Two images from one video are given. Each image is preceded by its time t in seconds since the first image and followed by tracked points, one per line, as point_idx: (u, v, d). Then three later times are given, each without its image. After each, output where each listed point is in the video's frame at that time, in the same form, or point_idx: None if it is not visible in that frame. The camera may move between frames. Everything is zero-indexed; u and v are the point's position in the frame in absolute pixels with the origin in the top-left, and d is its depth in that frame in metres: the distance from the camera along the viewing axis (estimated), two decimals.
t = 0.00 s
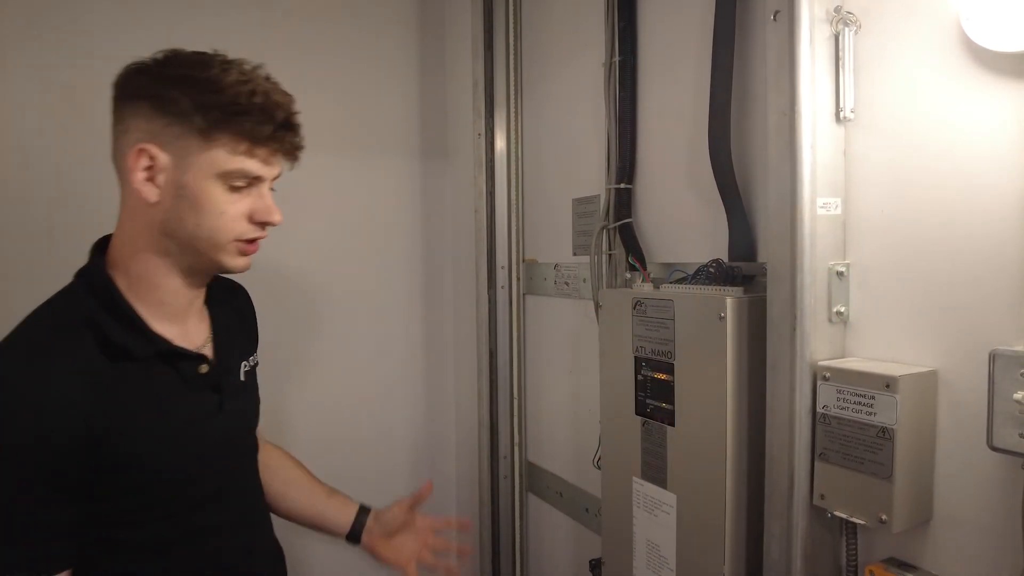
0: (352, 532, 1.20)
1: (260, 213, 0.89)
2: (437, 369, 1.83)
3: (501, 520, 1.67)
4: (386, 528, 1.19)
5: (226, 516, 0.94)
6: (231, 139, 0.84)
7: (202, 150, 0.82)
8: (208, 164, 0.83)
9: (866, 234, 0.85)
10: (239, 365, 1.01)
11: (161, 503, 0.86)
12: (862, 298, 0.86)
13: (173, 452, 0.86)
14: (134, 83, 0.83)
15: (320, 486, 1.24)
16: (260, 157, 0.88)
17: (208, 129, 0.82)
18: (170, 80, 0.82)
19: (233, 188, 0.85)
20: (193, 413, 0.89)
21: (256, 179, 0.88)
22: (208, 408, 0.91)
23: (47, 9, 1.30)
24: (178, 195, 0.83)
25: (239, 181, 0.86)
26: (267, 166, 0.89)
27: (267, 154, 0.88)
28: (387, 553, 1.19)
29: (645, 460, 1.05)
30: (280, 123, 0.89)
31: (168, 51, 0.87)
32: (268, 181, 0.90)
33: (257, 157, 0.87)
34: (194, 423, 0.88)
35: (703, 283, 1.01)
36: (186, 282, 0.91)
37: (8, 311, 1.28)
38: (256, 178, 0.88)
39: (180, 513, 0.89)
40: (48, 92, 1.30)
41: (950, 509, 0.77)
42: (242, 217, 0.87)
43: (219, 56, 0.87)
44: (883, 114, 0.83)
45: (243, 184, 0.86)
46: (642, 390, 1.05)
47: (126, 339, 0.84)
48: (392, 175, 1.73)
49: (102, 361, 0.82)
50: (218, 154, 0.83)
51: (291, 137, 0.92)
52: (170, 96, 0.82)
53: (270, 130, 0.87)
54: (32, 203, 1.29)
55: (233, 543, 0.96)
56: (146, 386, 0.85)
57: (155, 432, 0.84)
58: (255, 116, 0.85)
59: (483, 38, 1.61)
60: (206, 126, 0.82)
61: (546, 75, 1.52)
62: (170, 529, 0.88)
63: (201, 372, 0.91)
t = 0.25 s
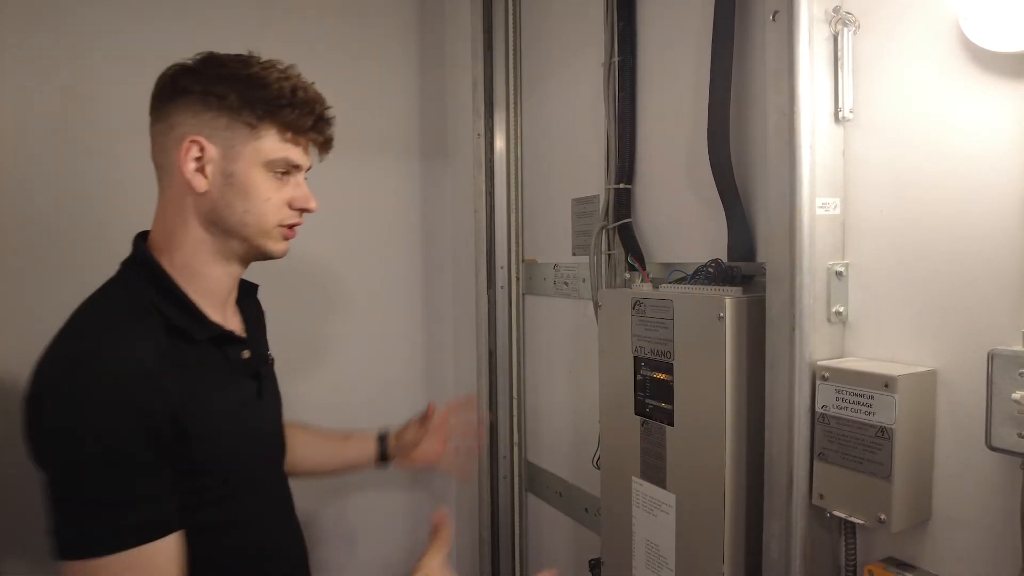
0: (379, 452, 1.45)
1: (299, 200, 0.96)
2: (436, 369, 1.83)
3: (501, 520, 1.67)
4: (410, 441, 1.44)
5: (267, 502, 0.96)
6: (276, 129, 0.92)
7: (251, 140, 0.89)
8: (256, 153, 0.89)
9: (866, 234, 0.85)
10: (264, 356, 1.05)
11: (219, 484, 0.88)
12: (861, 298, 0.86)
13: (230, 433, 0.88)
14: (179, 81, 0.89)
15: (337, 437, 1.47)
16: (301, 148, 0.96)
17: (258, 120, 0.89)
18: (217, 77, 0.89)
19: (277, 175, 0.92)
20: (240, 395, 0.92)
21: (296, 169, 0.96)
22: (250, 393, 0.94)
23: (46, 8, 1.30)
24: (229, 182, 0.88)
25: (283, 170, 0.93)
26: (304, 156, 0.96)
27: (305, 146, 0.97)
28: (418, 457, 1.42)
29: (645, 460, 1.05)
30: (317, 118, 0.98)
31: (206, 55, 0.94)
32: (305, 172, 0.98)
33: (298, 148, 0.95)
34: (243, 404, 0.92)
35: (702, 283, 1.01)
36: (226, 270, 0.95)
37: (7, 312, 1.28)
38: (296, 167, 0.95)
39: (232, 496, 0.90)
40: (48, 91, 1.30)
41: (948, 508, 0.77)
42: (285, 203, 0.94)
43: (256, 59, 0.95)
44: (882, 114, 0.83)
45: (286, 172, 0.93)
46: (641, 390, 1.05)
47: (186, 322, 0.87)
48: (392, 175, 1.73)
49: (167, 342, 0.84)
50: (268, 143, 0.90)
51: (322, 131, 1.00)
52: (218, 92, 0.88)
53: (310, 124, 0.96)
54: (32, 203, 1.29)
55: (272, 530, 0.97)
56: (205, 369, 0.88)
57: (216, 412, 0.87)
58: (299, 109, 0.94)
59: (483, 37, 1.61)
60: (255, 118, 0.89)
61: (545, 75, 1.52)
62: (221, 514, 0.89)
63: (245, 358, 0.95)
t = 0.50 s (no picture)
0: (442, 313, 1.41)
1: (324, 198, 0.98)
2: (436, 369, 1.83)
3: (501, 520, 1.67)
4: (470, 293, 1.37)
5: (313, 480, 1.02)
6: (304, 130, 0.93)
7: (280, 140, 0.90)
8: (285, 153, 0.91)
9: (865, 234, 0.85)
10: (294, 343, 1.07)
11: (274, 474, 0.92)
12: (861, 297, 0.86)
13: (279, 424, 0.92)
14: (206, 83, 0.90)
15: (393, 321, 1.45)
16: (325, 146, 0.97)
17: (286, 121, 0.90)
18: (245, 78, 0.90)
19: (304, 175, 0.94)
20: (283, 386, 0.94)
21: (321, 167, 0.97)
22: (289, 382, 0.96)
23: (46, 8, 1.30)
24: (261, 183, 0.90)
25: (310, 169, 0.94)
26: (328, 155, 0.98)
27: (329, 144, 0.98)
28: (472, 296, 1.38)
29: (644, 460, 1.06)
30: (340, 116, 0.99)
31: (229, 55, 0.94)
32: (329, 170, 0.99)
33: (323, 146, 0.96)
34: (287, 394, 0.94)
35: (702, 283, 1.01)
36: (258, 267, 0.97)
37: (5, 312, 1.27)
38: (321, 166, 0.97)
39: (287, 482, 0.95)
40: (47, 91, 1.30)
41: (948, 508, 0.78)
42: (313, 201, 0.96)
43: (278, 59, 0.96)
44: (881, 114, 0.83)
45: (312, 171, 0.95)
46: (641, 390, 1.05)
47: (230, 323, 0.88)
48: (392, 175, 1.73)
49: (215, 344, 0.86)
50: (296, 143, 0.92)
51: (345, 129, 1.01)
52: (246, 94, 0.89)
53: (334, 122, 0.97)
54: (31, 203, 1.28)
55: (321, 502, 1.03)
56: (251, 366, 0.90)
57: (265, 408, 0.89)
58: (325, 109, 0.94)
59: (483, 38, 1.61)
60: (283, 118, 0.90)
61: (545, 76, 1.52)
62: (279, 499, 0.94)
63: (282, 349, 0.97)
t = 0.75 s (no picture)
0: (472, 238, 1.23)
1: (351, 209, 0.99)
2: (436, 369, 1.83)
3: (501, 520, 1.67)
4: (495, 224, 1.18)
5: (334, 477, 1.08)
6: (331, 143, 0.94)
7: (307, 155, 0.92)
8: (311, 168, 0.92)
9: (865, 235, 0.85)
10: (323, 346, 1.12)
11: (294, 473, 0.99)
12: (860, 298, 0.86)
13: (299, 427, 0.98)
14: (237, 96, 0.92)
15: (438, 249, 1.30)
16: (353, 159, 0.98)
17: (313, 136, 0.91)
18: (274, 91, 0.91)
19: (331, 188, 0.95)
20: (304, 391, 1.00)
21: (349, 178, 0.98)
22: (312, 385, 1.02)
23: (45, 12, 1.31)
24: (288, 197, 0.92)
25: (336, 182, 0.95)
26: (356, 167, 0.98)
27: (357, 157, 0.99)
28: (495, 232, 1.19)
29: (644, 460, 1.06)
30: (369, 128, 0.99)
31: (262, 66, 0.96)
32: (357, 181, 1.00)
33: (351, 159, 0.97)
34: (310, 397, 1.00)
35: (701, 283, 1.01)
36: (286, 274, 1.01)
37: (8, 313, 1.30)
38: (348, 178, 0.97)
39: (308, 479, 1.01)
40: (47, 95, 1.31)
41: (948, 508, 0.78)
42: (339, 214, 0.97)
43: (310, 69, 0.97)
44: (881, 115, 0.83)
45: (339, 184, 0.96)
46: (640, 390, 1.05)
47: (255, 331, 0.94)
48: (392, 176, 1.73)
49: (239, 353, 0.92)
50: (323, 157, 0.93)
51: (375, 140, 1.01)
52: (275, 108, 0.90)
53: (362, 135, 0.97)
54: (33, 206, 1.31)
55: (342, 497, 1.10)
56: (274, 372, 0.96)
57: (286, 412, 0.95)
58: (353, 122, 0.95)
59: (482, 39, 1.61)
60: (309, 132, 0.91)
61: (545, 76, 1.52)
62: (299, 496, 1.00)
63: (308, 354, 1.02)
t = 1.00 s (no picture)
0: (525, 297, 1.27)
1: (351, 220, 0.96)
2: (435, 369, 1.83)
3: (500, 520, 1.67)
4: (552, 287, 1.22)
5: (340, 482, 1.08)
6: (321, 157, 0.90)
7: (296, 168, 0.89)
8: (302, 184, 0.90)
9: (865, 235, 0.85)
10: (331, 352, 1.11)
11: (297, 479, 0.99)
12: (860, 299, 0.86)
13: (301, 435, 0.97)
14: (232, 106, 0.91)
15: (480, 286, 1.33)
16: (348, 170, 0.94)
17: (301, 148, 0.88)
18: (265, 101, 0.89)
19: (325, 202, 0.93)
20: (310, 397, 0.99)
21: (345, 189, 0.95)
22: (319, 391, 1.02)
23: (43, 12, 1.31)
24: (279, 210, 0.91)
25: (331, 195, 0.93)
26: (352, 178, 0.94)
27: (353, 168, 0.95)
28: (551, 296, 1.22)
29: (643, 460, 1.06)
30: (366, 137, 0.94)
31: (262, 73, 0.94)
32: (356, 191, 0.97)
33: (345, 170, 0.93)
34: (314, 405, 0.99)
35: (700, 283, 1.01)
36: (288, 282, 1.01)
37: (7, 313, 1.30)
38: (345, 190, 0.94)
39: (312, 485, 1.01)
40: (46, 96, 1.31)
41: (947, 508, 0.78)
42: (336, 227, 0.95)
43: (308, 76, 0.93)
44: (880, 115, 0.83)
45: (334, 197, 0.93)
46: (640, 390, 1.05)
47: (256, 340, 0.93)
48: (391, 176, 1.73)
49: (239, 362, 0.91)
50: (312, 170, 0.90)
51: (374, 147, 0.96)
52: (264, 124, 0.88)
53: (356, 146, 0.93)
54: (32, 207, 1.31)
55: (349, 500, 1.10)
56: (276, 381, 0.95)
57: (287, 421, 0.95)
58: (343, 134, 0.90)
59: (481, 39, 1.61)
60: (298, 144, 0.88)
61: (544, 77, 1.52)
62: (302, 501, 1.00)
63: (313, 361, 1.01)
